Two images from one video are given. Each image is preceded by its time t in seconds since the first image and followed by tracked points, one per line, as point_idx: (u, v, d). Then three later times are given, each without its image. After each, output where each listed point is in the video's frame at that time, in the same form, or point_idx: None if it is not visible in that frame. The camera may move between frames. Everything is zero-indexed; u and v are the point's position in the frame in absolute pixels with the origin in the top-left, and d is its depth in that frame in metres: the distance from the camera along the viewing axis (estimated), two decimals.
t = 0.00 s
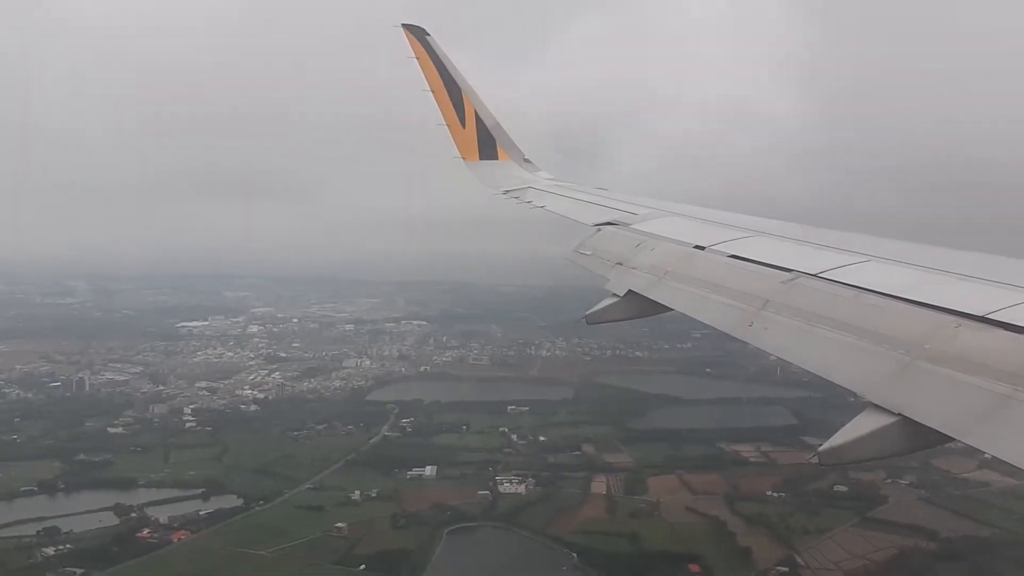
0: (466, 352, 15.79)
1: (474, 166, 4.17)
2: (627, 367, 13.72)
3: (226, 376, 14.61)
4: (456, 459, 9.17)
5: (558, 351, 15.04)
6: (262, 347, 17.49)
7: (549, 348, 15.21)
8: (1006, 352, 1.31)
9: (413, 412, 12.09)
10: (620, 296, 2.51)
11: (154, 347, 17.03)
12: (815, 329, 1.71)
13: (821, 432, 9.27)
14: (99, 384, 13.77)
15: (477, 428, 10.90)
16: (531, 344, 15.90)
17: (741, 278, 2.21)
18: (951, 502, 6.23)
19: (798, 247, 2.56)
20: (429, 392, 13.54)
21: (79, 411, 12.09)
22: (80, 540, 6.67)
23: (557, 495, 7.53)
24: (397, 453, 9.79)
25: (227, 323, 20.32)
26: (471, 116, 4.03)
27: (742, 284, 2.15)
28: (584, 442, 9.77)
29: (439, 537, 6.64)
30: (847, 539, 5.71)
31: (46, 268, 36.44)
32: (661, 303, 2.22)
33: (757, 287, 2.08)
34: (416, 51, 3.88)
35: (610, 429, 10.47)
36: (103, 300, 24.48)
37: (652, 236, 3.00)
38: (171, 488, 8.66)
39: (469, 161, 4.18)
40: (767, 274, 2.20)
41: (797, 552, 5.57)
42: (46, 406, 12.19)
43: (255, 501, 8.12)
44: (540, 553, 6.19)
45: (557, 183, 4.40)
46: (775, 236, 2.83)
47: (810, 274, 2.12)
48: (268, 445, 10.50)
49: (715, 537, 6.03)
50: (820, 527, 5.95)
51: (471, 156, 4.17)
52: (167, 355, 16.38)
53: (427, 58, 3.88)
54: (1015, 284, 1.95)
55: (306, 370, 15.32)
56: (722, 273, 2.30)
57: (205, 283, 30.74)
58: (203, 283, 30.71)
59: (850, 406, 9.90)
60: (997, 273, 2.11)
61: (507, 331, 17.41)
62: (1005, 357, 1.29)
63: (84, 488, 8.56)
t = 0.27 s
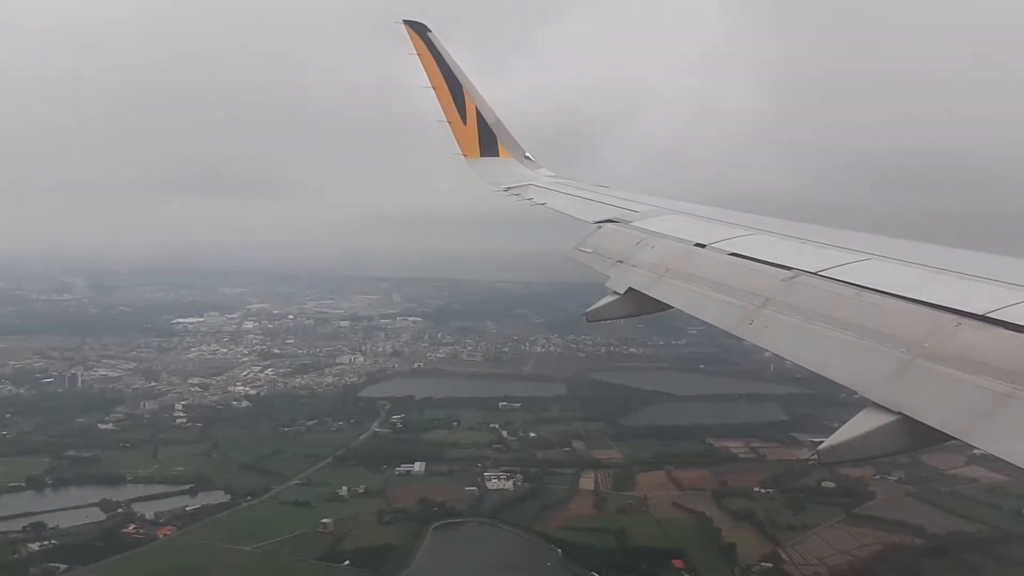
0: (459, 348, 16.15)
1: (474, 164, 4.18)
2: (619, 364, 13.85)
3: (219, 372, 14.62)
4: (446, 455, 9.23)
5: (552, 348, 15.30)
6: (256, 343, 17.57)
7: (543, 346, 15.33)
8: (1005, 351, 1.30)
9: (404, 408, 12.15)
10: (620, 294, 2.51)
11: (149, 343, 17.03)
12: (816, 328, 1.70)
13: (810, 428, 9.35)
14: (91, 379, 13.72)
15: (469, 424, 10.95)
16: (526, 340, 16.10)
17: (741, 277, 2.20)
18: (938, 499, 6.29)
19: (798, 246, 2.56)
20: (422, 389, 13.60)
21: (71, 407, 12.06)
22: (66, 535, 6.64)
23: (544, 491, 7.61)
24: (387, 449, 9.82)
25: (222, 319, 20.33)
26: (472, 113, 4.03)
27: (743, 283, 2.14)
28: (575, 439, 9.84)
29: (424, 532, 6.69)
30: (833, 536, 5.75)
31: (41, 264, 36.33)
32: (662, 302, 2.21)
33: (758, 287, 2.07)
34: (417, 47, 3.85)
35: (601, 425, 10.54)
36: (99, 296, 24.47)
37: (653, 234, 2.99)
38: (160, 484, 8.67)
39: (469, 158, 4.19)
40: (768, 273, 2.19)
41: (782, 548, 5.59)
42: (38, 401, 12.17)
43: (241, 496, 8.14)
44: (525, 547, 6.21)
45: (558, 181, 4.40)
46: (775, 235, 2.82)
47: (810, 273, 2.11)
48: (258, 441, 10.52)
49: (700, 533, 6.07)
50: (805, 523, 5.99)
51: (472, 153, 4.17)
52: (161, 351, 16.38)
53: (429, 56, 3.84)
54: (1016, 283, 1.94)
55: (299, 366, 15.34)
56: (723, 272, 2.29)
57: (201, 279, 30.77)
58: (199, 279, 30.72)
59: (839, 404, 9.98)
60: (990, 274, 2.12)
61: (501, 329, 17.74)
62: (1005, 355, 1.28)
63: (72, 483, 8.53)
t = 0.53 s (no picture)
0: (455, 346, 16.29)
1: (475, 165, 4.13)
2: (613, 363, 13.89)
3: (213, 372, 14.60)
4: (437, 455, 9.24)
5: (549, 346, 15.43)
6: (253, 342, 17.62)
7: (539, 344, 15.51)
8: (1012, 352, 1.21)
9: (397, 407, 12.15)
10: (621, 295, 2.40)
11: (145, 343, 17.02)
12: (814, 327, 1.60)
13: (802, 427, 9.36)
14: (85, 378, 13.66)
15: (462, 423, 10.95)
16: (522, 340, 16.21)
17: (737, 276, 2.10)
18: (928, 498, 6.29)
19: (801, 246, 2.46)
20: (415, 388, 13.61)
21: (64, 406, 12.01)
22: (52, 534, 6.59)
23: (534, 489, 7.62)
24: (379, 447, 9.81)
25: (218, 318, 20.31)
26: (473, 115, 3.98)
27: (741, 282, 2.04)
28: (566, 437, 9.85)
29: (411, 530, 6.66)
30: (821, 534, 5.74)
31: (39, 265, 36.26)
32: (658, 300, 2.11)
33: (755, 284, 1.98)
34: (419, 49, 3.81)
35: (593, 423, 10.54)
36: (98, 296, 24.47)
37: (654, 234, 2.89)
38: (149, 482, 8.61)
39: (470, 160, 4.14)
40: (766, 272, 2.08)
41: (769, 546, 5.59)
42: (30, 401, 12.10)
43: (230, 495, 8.11)
44: (513, 544, 6.21)
45: (560, 184, 4.34)
46: (778, 236, 2.73)
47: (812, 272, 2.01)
48: (249, 440, 10.49)
49: (688, 530, 6.07)
50: (794, 521, 6.01)
51: (473, 155, 4.12)
52: (156, 350, 16.35)
53: (431, 57, 3.81)
54: None
55: (294, 365, 15.34)
56: (721, 271, 2.19)
57: (199, 278, 30.79)
58: (197, 279, 30.77)
59: (831, 403, 10.00)
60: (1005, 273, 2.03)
61: (499, 327, 17.88)
62: (1012, 356, 1.19)
63: (62, 482, 8.47)
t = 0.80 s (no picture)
0: (449, 345, 16.32)
1: (476, 167, 4.10)
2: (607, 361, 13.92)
3: (207, 371, 14.61)
4: (427, 453, 9.26)
5: (545, 344, 15.44)
6: (248, 340, 17.61)
7: (534, 343, 15.49)
8: (1017, 354, 1.16)
9: (391, 405, 12.16)
10: (622, 296, 2.32)
11: (140, 342, 17.00)
12: (816, 328, 1.54)
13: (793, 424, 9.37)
14: (79, 377, 13.63)
15: (454, 421, 10.97)
16: (518, 338, 16.24)
17: (735, 275, 2.06)
18: (917, 494, 6.29)
19: (804, 246, 2.39)
20: (409, 386, 13.64)
21: (56, 404, 11.98)
22: (39, 532, 6.56)
23: (522, 487, 7.63)
24: (371, 445, 9.81)
25: (214, 317, 20.32)
26: (474, 117, 3.95)
27: (742, 282, 1.98)
28: (558, 435, 9.87)
29: (397, 529, 6.65)
30: (808, 531, 5.72)
31: (37, 265, 36.26)
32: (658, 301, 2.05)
33: (756, 285, 1.91)
34: (421, 51, 3.80)
35: (585, 422, 10.56)
36: (96, 294, 24.51)
37: (655, 234, 2.82)
38: (139, 480, 8.60)
39: (472, 161, 4.11)
40: (767, 272, 2.02)
41: (756, 543, 5.59)
42: (23, 399, 12.06)
43: (220, 494, 8.11)
44: (499, 542, 6.22)
45: (561, 185, 4.29)
46: (780, 235, 2.66)
47: (814, 272, 1.95)
48: (241, 438, 10.49)
49: (675, 530, 6.06)
50: (781, 518, 6.00)
51: (474, 156, 4.10)
52: (151, 349, 16.35)
53: (432, 59, 3.80)
54: None
55: (288, 364, 15.35)
56: (721, 271, 2.13)
57: (196, 278, 30.79)
58: (195, 278, 30.76)
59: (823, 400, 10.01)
60: (1011, 272, 1.94)
61: (495, 326, 17.91)
62: (1017, 359, 1.14)
63: (51, 480, 8.45)
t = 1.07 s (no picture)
0: (442, 344, 16.35)
1: (476, 169, 4.10)
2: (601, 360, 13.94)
3: (200, 370, 14.60)
4: (416, 451, 9.27)
5: (539, 343, 15.47)
6: (242, 339, 17.61)
7: (528, 342, 15.55)
8: (1015, 356, 1.17)
9: (382, 404, 12.17)
10: (623, 299, 2.31)
11: (133, 342, 16.98)
12: (816, 331, 1.54)
13: (784, 423, 9.40)
14: (71, 376, 13.60)
15: (445, 420, 10.99)
16: (512, 338, 16.27)
17: (737, 278, 2.05)
18: (905, 493, 6.32)
19: (803, 248, 2.39)
20: (400, 385, 13.66)
21: (47, 404, 11.95)
22: (24, 532, 6.54)
23: (510, 485, 7.65)
24: (360, 445, 9.81)
25: (209, 317, 20.30)
26: (474, 119, 3.96)
27: (742, 285, 1.97)
28: (548, 434, 9.89)
29: (383, 529, 6.65)
30: (794, 528, 5.73)
31: (32, 263, 36.19)
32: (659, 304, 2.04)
33: (756, 288, 1.91)
34: (421, 54, 3.80)
35: (577, 421, 10.58)
36: (91, 294, 24.50)
37: (655, 237, 2.81)
38: (127, 480, 8.60)
39: (472, 164, 4.11)
40: (768, 275, 2.02)
41: (741, 540, 5.60)
42: (14, 399, 12.03)
43: (207, 493, 8.10)
44: (486, 540, 6.23)
45: (560, 187, 4.29)
46: (779, 238, 2.66)
47: (814, 274, 1.94)
48: (231, 437, 10.49)
49: (662, 528, 6.07)
50: (767, 516, 6.02)
51: (474, 159, 4.10)
52: (144, 349, 16.33)
53: (432, 62, 3.81)
54: None
55: (281, 363, 15.36)
56: (722, 274, 2.13)
57: (193, 277, 30.77)
58: (192, 278, 30.74)
59: (814, 399, 10.04)
60: (1015, 275, 1.93)
61: (490, 325, 17.94)
62: (1016, 361, 1.14)
63: (39, 480, 8.42)
